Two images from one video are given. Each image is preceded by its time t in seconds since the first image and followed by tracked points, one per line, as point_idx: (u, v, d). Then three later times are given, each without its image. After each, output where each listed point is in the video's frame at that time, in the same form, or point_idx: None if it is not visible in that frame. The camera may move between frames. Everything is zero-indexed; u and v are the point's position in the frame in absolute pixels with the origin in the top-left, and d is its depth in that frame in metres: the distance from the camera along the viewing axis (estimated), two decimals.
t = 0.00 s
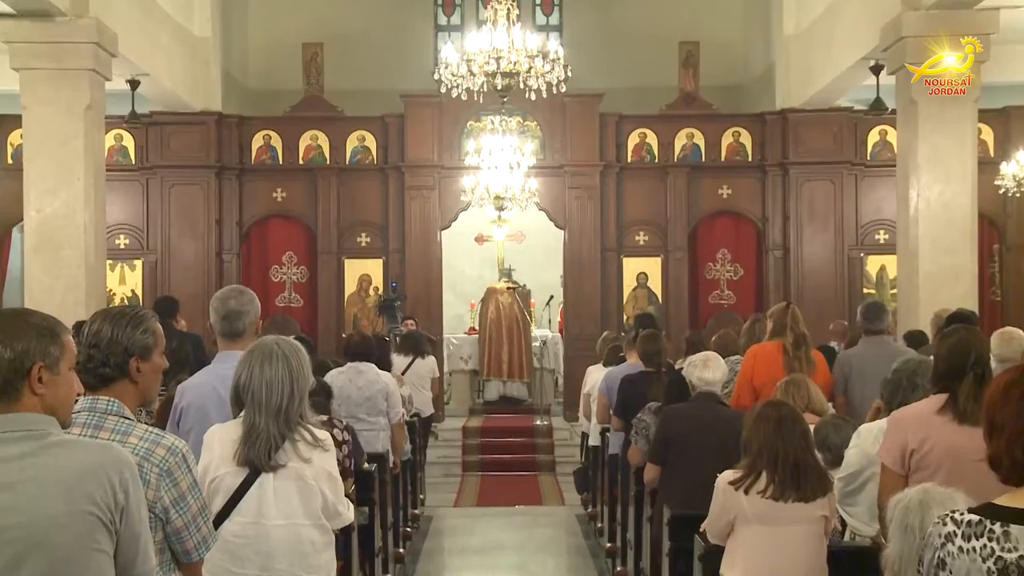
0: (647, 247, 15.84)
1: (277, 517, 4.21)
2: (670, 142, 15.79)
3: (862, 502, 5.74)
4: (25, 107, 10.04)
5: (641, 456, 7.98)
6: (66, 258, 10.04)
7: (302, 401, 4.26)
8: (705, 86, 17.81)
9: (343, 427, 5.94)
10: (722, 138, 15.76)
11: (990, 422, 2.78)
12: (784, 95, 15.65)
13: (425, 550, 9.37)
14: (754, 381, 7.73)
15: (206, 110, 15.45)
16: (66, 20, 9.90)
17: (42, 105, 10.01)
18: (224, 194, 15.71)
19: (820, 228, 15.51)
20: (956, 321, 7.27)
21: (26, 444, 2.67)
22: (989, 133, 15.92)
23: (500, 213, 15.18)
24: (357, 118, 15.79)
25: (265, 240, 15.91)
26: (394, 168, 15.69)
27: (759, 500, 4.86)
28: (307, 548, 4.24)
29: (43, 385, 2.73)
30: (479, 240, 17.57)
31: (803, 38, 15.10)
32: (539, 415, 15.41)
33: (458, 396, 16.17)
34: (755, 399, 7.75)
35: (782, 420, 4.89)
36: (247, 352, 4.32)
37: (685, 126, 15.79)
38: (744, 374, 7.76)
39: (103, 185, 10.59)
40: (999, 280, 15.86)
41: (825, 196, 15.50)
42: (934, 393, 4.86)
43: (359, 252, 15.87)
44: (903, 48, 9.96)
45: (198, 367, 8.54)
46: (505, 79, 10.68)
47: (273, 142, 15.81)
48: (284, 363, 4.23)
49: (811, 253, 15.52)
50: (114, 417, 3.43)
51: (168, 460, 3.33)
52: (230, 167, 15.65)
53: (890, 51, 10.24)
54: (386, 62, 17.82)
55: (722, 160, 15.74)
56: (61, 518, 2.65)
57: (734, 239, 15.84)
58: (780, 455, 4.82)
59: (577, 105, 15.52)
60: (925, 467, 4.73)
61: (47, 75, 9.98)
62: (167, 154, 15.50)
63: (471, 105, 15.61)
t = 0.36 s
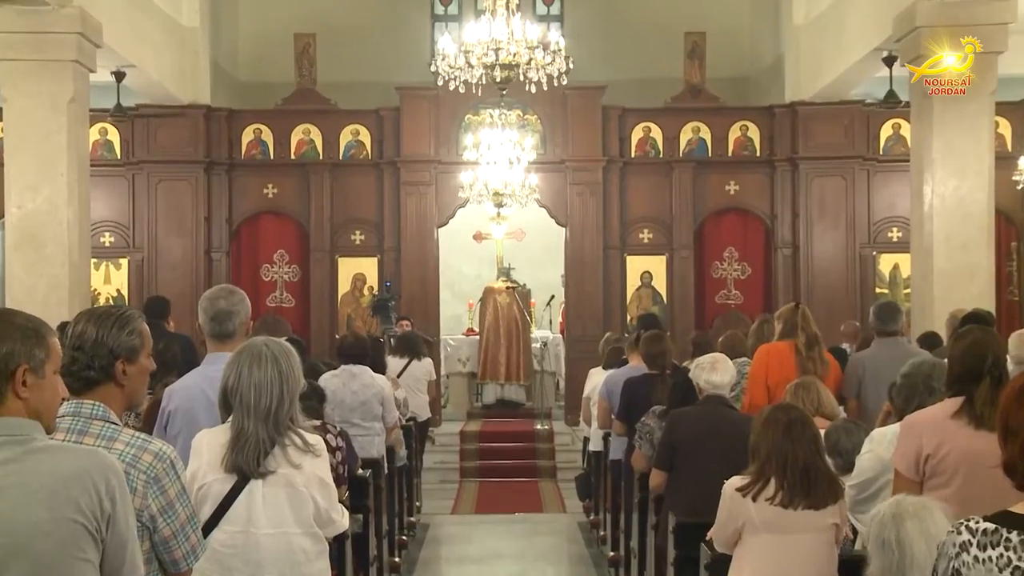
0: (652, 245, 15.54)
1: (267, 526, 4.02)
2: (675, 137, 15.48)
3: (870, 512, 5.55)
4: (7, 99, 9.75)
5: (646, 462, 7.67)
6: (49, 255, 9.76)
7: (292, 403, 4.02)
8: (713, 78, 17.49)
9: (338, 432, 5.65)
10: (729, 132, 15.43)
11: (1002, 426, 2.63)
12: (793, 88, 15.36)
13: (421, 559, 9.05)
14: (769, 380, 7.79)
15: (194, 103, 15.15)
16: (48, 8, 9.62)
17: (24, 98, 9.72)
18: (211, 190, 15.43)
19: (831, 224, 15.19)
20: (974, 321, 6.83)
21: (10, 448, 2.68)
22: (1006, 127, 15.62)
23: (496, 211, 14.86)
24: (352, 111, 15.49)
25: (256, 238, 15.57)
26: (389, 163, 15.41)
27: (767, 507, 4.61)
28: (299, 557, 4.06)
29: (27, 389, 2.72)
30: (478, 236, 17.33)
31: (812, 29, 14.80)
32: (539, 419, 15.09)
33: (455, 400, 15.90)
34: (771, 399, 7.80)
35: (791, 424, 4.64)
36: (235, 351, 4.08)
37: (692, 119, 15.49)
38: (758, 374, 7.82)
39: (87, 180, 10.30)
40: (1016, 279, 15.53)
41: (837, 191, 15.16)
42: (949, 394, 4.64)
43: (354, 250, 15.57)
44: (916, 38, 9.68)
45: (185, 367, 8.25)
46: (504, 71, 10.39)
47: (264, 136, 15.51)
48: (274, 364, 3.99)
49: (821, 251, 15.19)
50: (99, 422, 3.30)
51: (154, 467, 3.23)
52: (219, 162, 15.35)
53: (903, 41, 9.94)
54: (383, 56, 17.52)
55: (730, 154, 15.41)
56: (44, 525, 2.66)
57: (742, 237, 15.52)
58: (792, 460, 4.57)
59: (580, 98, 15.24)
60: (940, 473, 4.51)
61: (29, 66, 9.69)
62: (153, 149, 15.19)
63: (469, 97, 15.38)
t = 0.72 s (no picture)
0: (656, 243, 15.24)
1: (263, 533, 3.96)
2: (681, 131, 15.20)
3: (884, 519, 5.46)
4: None
5: (651, 467, 7.38)
6: (31, 253, 9.49)
7: (288, 406, 3.96)
8: (721, 69, 17.24)
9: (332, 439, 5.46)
10: (737, 126, 15.16)
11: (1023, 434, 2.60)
12: (804, 82, 15.09)
13: (418, 567, 8.77)
14: (781, 384, 7.61)
15: (182, 96, 14.87)
16: None
17: (7, 90, 9.47)
18: (200, 185, 15.14)
19: (842, 221, 14.87)
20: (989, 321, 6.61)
21: None
22: None
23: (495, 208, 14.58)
24: (346, 103, 15.22)
25: (246, 235, 15.26)
26: (384, 158, 15.12)
27: (775, 514, 4.63)
28: (297, 565, 4.00)
29: (11, 391, 2.75)
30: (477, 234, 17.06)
31: (823, 19, 14.54)
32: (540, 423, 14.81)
33: (453, 404, 15.63)
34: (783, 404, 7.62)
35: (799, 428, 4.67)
36: (229, 354, 4.02)
37: (697, 112, 15.22)
38: (770, 378, 7.63)
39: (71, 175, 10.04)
40: None
41: (849, 188, 14.85)
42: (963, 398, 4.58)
43: (348, 247, 15.27)
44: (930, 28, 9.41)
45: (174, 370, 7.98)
46: (503, 63, 10.14)
47: (255, 131, 15.24)
48: (268, 367, 3.93)
49: (833, 249, 14.86)
50: (84, 425, 3.29)
51: (142, 472, 3.25)
52: (208, 156, 15.07)
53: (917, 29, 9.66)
54: (380, 51, 17.24)
55: (737, 148, 15.15)
56: (30, 534, 2.67)
57: (750, 235, 15.23)
58: (801, 466, 4.59)
59: (582, 91, 14.96)
60: (954, 479, 4.45)
61: (11, 57, 9.45)
62: (140, 144, 14.90)
63: (468, 90, 15.09)
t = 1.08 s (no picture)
0: (661, 241, 14.95)
1: (267, 540, 3.99)
2: (687, 124, 14.89)
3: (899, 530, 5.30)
4: None
5: (655, 474, 7.07)
6: (12, 252, 9.22)
7: (291, 410, 3.96)
8: (728, 60, 16.88)
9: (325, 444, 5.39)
10: (746, 119, 14.85)
11: None
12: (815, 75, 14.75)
13: None
14: (789, 386, 7.33)
15: (168, 88, 14.59)
16: None
17: None
18: (189, 181, 14.84)
19: (854, 219, 14.57)
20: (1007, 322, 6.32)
21: None
22: None
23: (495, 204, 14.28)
24: (340, 96, 14.90)
25: (236, 232, 14.96)
26: (378, 152, 14.82)
27: (785, 523, 4.47)
28: (301, 571, 4.03)
29: None
30: (475, 232, 16.78)
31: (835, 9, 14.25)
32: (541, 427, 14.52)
33: (450, 408, 15.15)
34: (790, 407, 7.33)
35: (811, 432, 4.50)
36: (229, 355, 4.02)
37: (703, 105, 14.91)
38: (777, 379, 7.35)
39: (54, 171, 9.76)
40: None
41: (861, 184, 14.54)
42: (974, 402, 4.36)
43: (340, 245, 14.98)
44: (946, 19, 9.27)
45: (162, 374, 7.63)
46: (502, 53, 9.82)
47: (245, 124, 14.93)
48: (270, 369, 3.93)
49: (844, 248, 14.57)
50: (71, 429, 3.26)
51: (131, 477, 3.22)
52: (196, 151, 14.78)
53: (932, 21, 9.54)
54: (377, 44, 16.96)
55: (746, 143, 14.84)
56: (15, 544, 2.65)
57: (759, 232, 14.91)
58: (810, 471, 4.43)
59: (585, 83, 14.66)
60: (969, 485, 4.21)
61: None
62: (125, 137, 14.61)
63: (466, 82, 14.82)
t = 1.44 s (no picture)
0: (666, 238, 14.64)
1: (275, 549, 3.84)
2: (693, 118, 14.61)
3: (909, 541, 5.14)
4: None
5: (660, 480, 6.79)
6: None
7: (297, 413, 3.84)
8: (736, 51, 16.60)
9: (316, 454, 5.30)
10: (754, 113, 14.59)
11: None
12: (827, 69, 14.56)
13: None
14: (798, 387, 7.05)
15: (154, 80, 14.33)
16: None
17: None
18: (177, 177, 14.57)
19: (868, 216, 14.28)
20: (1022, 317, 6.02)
21: None
22: None
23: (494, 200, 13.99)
24: (333, 88, 14.63)
25: (226, 229, 14.70)
26: (373, 147, 14.54)
27: (795, 531, 4.34)
28: None
29: None
30: (473, 229, 16.51)
31: None
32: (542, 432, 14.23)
33: (447, 411, 15.00)
34: (799, 409, 7.04)
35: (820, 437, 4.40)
36: (230, 357, 3.88)
37: (711, 98, 14.64)
38: (786, 380, 7.08)
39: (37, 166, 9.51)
40: None
41: (874, 178, 14.25)
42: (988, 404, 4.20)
43: (334, 243, 14.70)
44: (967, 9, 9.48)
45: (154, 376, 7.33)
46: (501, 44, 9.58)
47: (234, 117, 14.67)
48: (276, 371, 3.81)
49: (855, 246, 14.29)
50: (59, 434, 3.12)
51: (121, 484, 3.09)
52: (184, 146, 14.50)
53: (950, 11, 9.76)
54: (373, 37, 16.70)
55: (754, 137, 14.58)
56: None
57: (767, 231, 14.64)
58: (820, 479, 4.31)
59: (587, 75, 14.38)
60: (982, 492, 4.07)
61: None
62: (110, 131, 14.33)
63: (464, 74, 14.54)
